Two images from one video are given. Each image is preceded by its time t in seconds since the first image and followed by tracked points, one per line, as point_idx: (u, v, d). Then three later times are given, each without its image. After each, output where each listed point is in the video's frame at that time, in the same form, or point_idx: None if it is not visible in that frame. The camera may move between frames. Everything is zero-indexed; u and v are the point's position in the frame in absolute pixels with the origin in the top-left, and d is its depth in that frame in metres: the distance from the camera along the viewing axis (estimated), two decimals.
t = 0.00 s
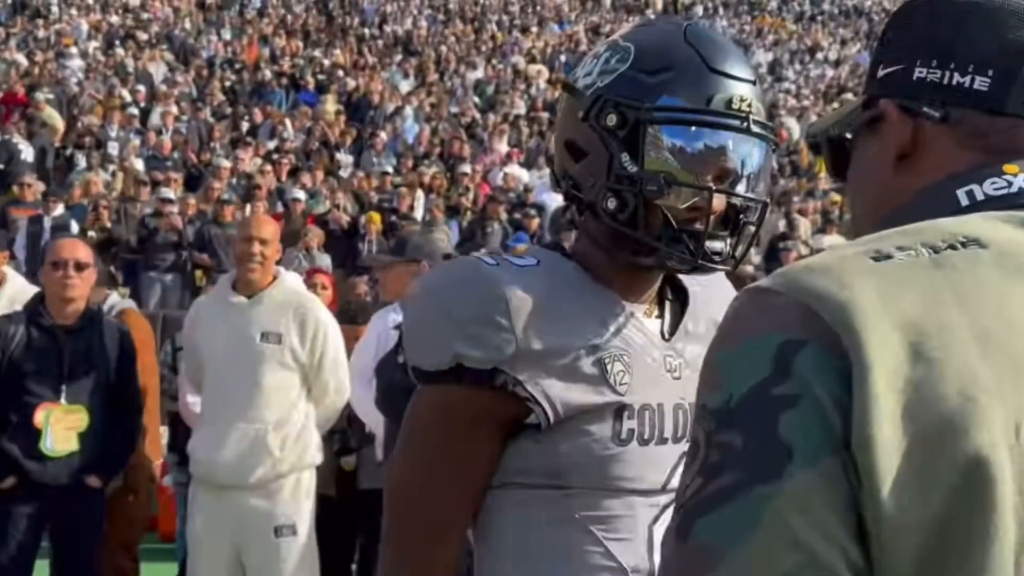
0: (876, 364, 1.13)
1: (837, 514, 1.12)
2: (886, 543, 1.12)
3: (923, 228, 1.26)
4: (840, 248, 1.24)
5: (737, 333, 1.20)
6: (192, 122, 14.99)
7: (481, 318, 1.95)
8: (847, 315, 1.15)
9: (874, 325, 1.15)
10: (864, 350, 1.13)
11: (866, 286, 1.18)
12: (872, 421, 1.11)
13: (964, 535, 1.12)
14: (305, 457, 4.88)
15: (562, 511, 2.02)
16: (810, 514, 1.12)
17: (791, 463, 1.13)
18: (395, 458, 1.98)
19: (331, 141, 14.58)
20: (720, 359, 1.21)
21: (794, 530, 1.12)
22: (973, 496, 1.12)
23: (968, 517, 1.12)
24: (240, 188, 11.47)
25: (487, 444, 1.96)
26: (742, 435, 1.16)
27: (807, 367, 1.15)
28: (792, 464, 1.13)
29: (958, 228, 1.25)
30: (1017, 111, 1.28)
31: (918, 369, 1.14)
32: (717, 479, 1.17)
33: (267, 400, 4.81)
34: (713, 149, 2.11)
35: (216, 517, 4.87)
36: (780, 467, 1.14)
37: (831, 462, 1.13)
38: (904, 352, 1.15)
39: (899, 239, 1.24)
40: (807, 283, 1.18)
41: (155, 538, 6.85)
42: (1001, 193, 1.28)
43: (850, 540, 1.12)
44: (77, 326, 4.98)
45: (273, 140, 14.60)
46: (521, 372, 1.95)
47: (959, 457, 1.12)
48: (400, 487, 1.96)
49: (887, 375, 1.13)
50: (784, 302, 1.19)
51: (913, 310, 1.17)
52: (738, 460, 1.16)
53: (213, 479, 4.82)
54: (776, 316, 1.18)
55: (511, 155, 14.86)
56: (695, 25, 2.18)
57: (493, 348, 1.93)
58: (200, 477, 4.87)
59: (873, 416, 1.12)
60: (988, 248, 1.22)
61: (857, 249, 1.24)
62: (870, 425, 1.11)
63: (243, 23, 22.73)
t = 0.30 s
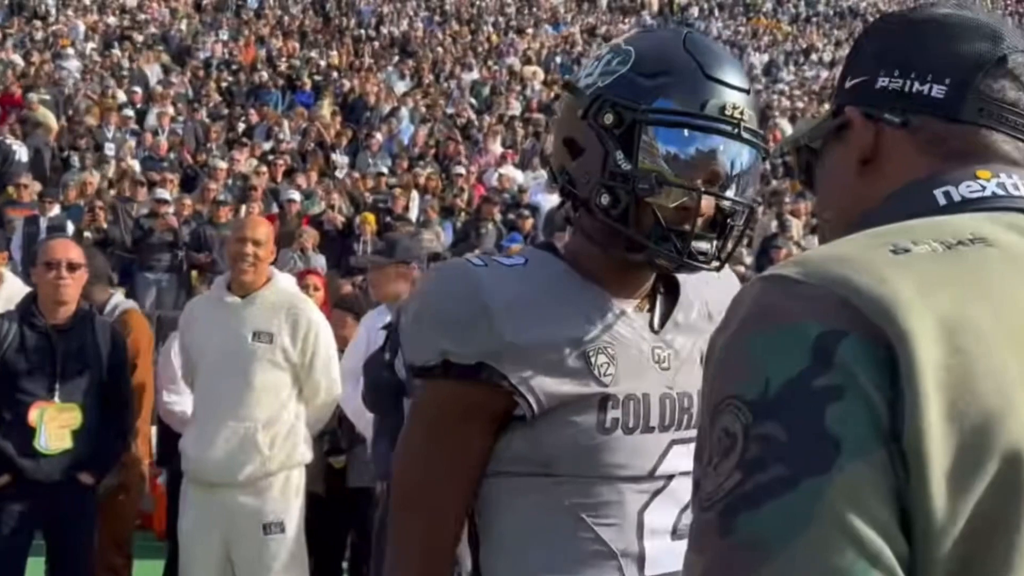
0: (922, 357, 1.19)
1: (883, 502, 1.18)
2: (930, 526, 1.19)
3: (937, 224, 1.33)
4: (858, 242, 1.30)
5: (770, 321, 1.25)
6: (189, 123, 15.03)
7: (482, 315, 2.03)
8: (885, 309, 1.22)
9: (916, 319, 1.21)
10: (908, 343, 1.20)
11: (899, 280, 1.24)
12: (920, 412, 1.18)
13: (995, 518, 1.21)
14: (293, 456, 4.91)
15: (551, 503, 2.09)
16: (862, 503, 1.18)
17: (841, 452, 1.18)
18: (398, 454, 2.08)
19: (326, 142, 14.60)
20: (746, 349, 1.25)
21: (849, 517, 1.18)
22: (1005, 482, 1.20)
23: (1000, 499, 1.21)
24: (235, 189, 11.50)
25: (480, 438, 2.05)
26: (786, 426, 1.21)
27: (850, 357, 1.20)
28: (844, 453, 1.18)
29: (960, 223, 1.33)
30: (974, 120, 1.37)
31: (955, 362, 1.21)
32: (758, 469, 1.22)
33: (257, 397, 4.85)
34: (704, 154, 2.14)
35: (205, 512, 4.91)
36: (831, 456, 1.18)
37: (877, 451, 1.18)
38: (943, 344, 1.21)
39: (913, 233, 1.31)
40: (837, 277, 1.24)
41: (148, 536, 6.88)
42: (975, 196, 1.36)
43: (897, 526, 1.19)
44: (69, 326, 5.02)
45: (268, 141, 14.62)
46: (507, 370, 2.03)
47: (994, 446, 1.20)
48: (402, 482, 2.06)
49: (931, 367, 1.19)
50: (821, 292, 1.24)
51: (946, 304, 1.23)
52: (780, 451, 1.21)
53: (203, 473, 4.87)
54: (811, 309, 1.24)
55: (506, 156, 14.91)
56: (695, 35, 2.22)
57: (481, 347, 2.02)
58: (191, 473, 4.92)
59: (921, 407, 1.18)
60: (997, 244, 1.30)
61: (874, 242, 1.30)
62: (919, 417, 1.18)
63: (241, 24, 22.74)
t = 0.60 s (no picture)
0: (875, 371, 1.23)
1: (829, 510, 1.23)
2: (874, 533, 1.23)
3: (908, 239, 1.37)
4: (827, 252, 1.34)
5: (736, 330, 1.30)
6: (178, 121, 15.01)
7: (490, 318, 2.11)
8: (843, 321, 1.26)
9: (873, 332, 1.25)
10: (862, 358, 1.24)
11: (861, 294, 1.28)
12: (870, 424, 1.22)
13: (940, 526, 1.24)
14: (285, 454, 4.94)
15: (553, 493, 2.16)
16: (809, 511, 1.23)
17: (790, 461, 1.23)
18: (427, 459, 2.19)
19: (316, 141, 14.59)
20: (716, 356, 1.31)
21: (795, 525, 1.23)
22: (952, 493, 1.24)
23: (945, 510, 1.24)
24: (225, 189, 11.51)
25: (492, 434, 2.14)
26: (743, 435, 1.26)
27: (807, 370, 1.25)
28: (793, 463, 1.23)
29: (924, 235, 1.37)
30: (948, 124, 1.44)
31: (909, 374, 1.25)
32: (712, 472, 1.28)
33: (250, 396, 4.88)
34: (702, 164, 2.19)
35: (200, 509, 4.95)
36: (778, 466, 1.24)
37: (827, 462, 1.23)
38: (898, 357, 1.25)
39: (879, 245, 1.35)
40: (803, 287, 1.29)
41: (139, 533, 6.90)
42: (946, 199, 1.42)
43: (841, 533, 1.23)
44: (63, 325, 5.05)
45: (257, 140, 14.61)
46: (508, 369, 2.11)
47: (940, 458, 1.23)
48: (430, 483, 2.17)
49: (885, 380, 1.23)
50: (784, 303, 1.29)
51: (904, 318, 1.27)
52: (736, 457, 1.27)
53: (196, 471, 4.91)
54: (774, 320, 1.28)
55: (495, 156, 14.95)
56: (693, 49, 2.27)
57: (483, 347, 2.10)
58: (186, 470, 4.97)
59: (873, 421, 1.22)
60: (958, 258, 1.34)
61: (843, 253, 1.34)
62: (870, 429, 1.22)
63: (229, 23, 22.70)
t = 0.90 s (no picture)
0: (825, 368, 1.31)
1: (778, 497, 1.31)
2: (820, 520, 1.32)
3: (874, 243, 1.44)
4: (795, 256, 1.42)
5: (707, 328, 1.39)
6: (161, 119, 14.92)
7: (502, 316, 2.15)
8: (797, 320, 1.34)
9: (825, 331, 1.33)
10: (813, 355, 1.32)
11: (818, 295, 1.36)
12: (816, 419, 1.30)
13: (883, 515, 1.32)
14: (279, 453, 4.94)
15: (564, 486, 2.19)
16: (758, 499, 1.31)
17: (740, 454, 1.32)
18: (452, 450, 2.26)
19: (300, 140, 14.54)
20: (690, 351, 1.40)
21: (747, 512, 1.31)
22: (895, 483, 1.32)
23: (888, 500, 1.32)
24: (209, 188, 11.46)
25: (508, 429, 2.19)
26: (700, 424, 1.36)
27: (763, 368, 1.33)
28: (743, 454, 1.32)
29: (890, 239, 1.45)
30: (927, 125, 1.52)
31: (858, 371, 1.33)
32: (678, 460, 1.37)
33: (244, 395, 4.88)
34: (702, 170, 2.24)
35: (193, 505, 4.94)
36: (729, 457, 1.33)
37: (774, 452, 1.32)
38: (846, 356, 1.33)
39: (845, 249, 1.44)
40: (768, 288, 1.38)
41: (128, 533, 6.88)
42: (919, 201, 1.50)
43: (787, 521, 1.32)
44: (53, 325, 5.02)
45: (241, 139, 14.54)
46: (517, 369, 2.16)
47: (883, 451, 1.31)
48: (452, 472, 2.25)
49: (834, 376, 1.32)
50: (745, 305, 1.38)
51: (856, 318, 1.35)
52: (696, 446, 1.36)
53: (188, 468, 4.90)
54: (739, 321, 1.37)
55: (480, 155, 14.95)
56: (690, 59, 2.30)
57: (493, 346, 2.14)
58: (178, 468, 4.95)
59: (820, 415, 1.30)
60: (918, 261, 1.42)
61: (811, 257, 1.42)
62: (815, 424, 1.30)
63: (212, 21, 22.57)
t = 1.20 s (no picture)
0: (785, 346, 1.37)
1: (742, 470, 1.37)
2: (781, 488, 1.38)
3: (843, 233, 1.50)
4: (764, 249, 1.48)
5: (683, 316, 1.45)
6: (139, 117, 14.82)
7: (515, 312, 2.17)
8: (762, 302, 1.40)
9: (787, 312, 1.39)
10: (774, 333, 1.38)
11: (783, 279, 1.42)
12: (775, 392, 1.36)
13: (841, 481, 1.38)
14: (270, 448, 4.94)
15: (573, 473, 2.22)
16: (723, 467, 1.37)
17: (706, 425, 1.38)
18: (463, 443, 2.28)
19: (280, 138, 14.48)
20: (669, 339, 1.46)
21: (714, 479, 1.37)
22: (851, 451, 1.37)
23: (844, 470, 1.38)
24: (189, 187, 11.40)
25: (517, 421, 2.21)
26: (675, 401, 1.42)
27: (731, 352, 1.39)
28: (708, 426, 1.38)
29: (856, 231, 1.50)
30: (907, 128, 1.57)
31: (817, 350, 1.39)
32: (656, 436, 1.43)
33: (234, 392, 4.87)
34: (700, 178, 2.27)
35: (184, 502, 4.92)
36: (695, 431, 1.39)
37: (738, 426, 1.37)
38: (805, 335, 1.39)
39: (814, 240, 1.49)
40: (738, 274, 1.44)
41: (113, 532, 6.85)
42: (893, 200, 1.56)
43: (751, 488, 1.38)
44: (41, 323, 5.00)
45: (220, 136, 14.46)
46: (529, 362, 2.18)
47: (838, 420, 1.37)
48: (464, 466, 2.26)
49: (793, 353, 1.38)
50: (715, 294, 1.44)
51: (817, 303, 1.41)
52: (671, 421, 1.42)
53: (178, 465, 4.88)
54: (709, 311, 1.43)
55: (461, 153, 14.97)
56: (688, 67, 2.33)
57: (506, 338, 2.16)
58: (167, 465, 4.93)
59: (778, 390, 1.36)
60: (882, 251, 1.47)
61: (780, 249, 1.48)
62: (774, 397, 1.36)
63: (190, 19, 22.43)
